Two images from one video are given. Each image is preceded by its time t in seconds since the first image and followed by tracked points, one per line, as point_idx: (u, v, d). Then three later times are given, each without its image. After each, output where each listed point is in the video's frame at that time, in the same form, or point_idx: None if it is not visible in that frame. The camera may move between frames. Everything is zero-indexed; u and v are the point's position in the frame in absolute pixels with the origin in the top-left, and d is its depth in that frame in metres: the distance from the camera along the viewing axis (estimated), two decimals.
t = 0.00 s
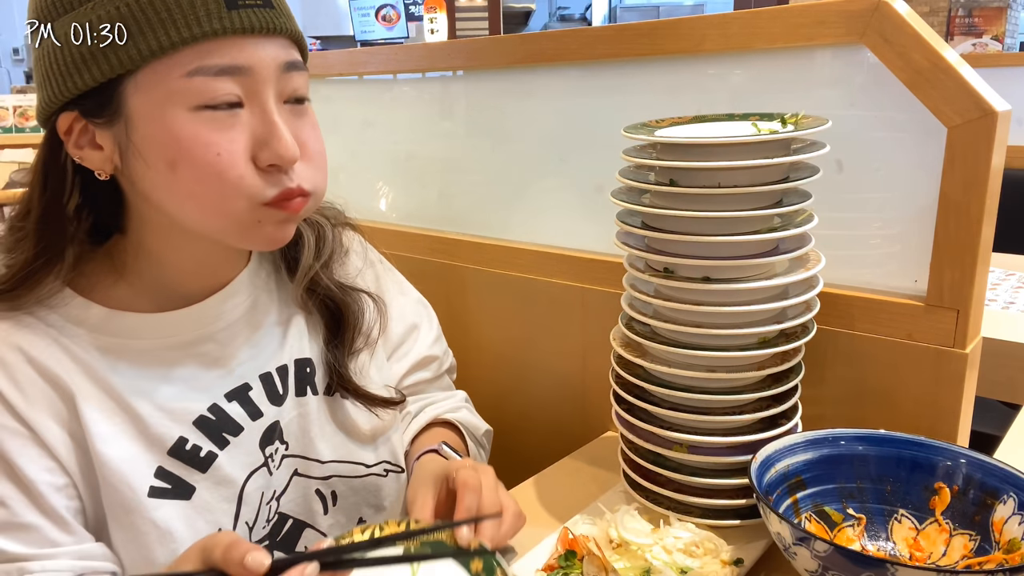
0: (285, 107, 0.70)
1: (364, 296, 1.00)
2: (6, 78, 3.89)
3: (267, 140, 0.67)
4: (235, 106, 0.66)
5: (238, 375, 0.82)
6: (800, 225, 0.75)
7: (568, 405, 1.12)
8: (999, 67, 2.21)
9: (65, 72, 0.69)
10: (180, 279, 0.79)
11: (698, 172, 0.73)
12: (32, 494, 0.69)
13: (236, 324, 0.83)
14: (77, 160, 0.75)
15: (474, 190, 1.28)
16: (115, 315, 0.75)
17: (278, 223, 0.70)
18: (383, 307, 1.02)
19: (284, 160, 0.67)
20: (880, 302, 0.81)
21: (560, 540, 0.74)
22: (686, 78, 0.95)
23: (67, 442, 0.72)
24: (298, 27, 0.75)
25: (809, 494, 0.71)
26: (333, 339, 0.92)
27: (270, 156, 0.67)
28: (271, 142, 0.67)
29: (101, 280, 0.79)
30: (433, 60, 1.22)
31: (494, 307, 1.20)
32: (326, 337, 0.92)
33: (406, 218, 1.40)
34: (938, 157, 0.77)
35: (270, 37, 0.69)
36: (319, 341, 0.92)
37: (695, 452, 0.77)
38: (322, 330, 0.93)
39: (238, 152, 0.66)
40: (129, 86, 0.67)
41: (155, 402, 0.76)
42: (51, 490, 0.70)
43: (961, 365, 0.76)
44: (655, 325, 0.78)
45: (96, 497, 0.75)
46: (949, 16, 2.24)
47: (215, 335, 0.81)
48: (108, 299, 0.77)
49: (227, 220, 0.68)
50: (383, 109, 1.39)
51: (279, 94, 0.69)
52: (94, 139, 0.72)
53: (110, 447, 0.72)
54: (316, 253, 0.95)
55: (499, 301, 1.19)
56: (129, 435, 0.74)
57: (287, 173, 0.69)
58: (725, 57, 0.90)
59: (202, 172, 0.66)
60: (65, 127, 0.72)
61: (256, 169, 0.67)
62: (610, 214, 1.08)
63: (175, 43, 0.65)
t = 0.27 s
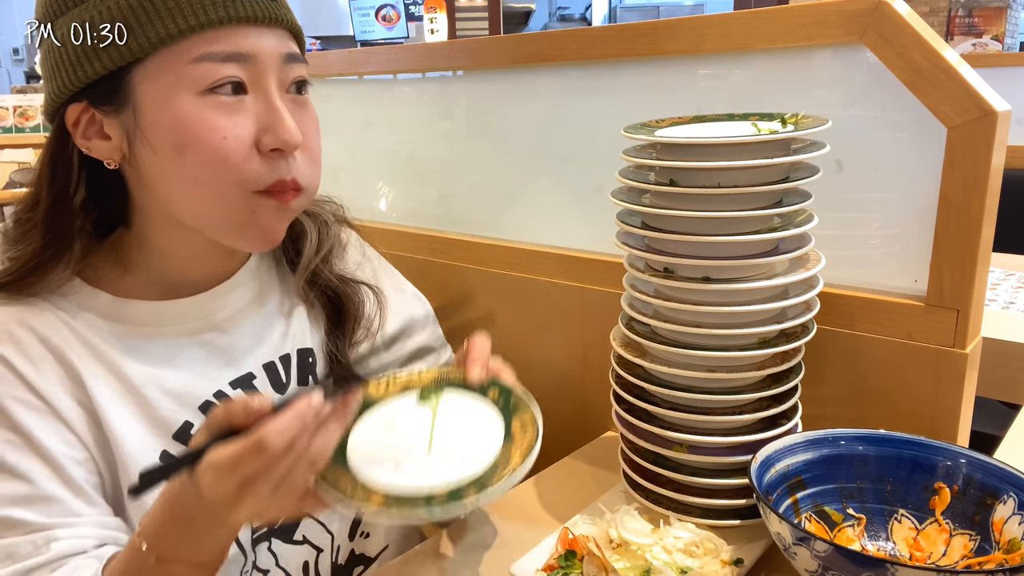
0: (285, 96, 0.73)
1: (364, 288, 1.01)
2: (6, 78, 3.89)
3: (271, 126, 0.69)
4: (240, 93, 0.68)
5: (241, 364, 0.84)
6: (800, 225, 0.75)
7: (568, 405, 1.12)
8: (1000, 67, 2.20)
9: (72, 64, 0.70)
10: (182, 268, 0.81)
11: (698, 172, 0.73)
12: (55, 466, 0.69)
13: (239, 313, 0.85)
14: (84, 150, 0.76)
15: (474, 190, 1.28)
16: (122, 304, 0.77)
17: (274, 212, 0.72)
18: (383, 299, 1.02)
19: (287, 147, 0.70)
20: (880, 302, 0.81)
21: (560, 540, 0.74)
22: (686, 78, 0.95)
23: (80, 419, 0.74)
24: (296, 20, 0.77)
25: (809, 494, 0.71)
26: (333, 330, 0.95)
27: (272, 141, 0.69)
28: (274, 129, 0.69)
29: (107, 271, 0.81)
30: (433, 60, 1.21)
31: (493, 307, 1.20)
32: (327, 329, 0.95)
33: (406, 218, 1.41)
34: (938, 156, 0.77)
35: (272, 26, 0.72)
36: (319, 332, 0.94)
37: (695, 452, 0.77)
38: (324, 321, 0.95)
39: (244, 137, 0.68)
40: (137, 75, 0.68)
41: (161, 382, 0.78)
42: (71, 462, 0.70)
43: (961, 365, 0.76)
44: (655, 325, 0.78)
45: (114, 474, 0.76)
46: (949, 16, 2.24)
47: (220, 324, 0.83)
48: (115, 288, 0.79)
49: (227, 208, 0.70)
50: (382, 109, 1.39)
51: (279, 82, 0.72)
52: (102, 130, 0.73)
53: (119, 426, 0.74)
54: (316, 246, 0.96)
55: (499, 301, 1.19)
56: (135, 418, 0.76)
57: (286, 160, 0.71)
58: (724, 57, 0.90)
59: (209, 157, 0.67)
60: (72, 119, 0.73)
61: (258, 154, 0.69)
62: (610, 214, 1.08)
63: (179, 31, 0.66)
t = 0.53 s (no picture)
0: (271, 89, 0.75)
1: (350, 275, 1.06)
2: (6, 78, 3.90)
3: (257, 117, 0.71)
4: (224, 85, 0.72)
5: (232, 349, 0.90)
6: (801, 225, 0.75)
7: (568, 405, 1.12)
8: (1000, 67, 2.20)
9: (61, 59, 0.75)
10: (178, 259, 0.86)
11: (698, 172, 0.73)
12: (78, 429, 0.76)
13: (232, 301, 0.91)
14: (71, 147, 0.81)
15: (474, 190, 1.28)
16: (120, 292, 0.85)
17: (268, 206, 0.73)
18: (373, 282, 1.09)
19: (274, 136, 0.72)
20: (880, 302, 0.81)
21: (560, 539, 0.74)
22: (686, 77, 0.95)
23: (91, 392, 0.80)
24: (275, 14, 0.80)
25: (809, 494, 0.71)
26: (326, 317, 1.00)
27: (259, 132, 0.71)
28: (260, 120, 0.71)
29: (106, 264, 0.88)
30: (432, 60, 1.22)
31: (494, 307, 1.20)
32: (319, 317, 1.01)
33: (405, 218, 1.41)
34: (938, 156, 0.77)
35: (252, 21, 0.76)
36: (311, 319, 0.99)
37: (695, 452, 0.77)
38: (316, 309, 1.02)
39: (229, 127, 0.71)
40: (122, 68, 0.72)
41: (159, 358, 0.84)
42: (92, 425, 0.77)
43: (961, 365, 0.76)
44: (655, 325, 0.78)
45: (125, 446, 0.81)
46: (949, 16, 2.24)
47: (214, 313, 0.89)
48: (113, 279, 0.87)
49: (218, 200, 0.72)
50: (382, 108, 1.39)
51: (264, 76, 0.75)
52: (89, 127, 0.78)
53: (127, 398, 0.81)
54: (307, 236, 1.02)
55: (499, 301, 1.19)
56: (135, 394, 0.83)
57: (275, 151, 0.73)
58: (724, 57, 0.90)
59: (195, 146, 0.70)
60: (60, 116, 0.79)
61: (246, 146, 0.71)
62: (610, 214, 1.08)
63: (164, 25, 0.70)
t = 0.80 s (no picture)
0: (244, 86, 0.76)
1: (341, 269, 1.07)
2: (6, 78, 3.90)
3: (231, 114, 0.72)
4: (196, 82, 0.72)
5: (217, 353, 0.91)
6: (801, 225, 0.75)
7: (568, 405, 1.12)
8: (1000, 67, 2.20)
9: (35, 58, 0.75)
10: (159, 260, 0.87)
11: (698, 172, 0.73)
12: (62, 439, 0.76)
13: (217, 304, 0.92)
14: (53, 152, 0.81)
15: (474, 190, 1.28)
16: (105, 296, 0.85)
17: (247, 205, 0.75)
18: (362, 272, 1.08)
19: (249, 133, 0.73)
20: (880, 302, 0.81)
21: (560, 539, 0.74)
22: (686, 77, 0.95)
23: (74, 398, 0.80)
24: (253, 8, 0.80)
25: (809, 494, 0.71)
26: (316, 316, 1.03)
27: (234, 128, 0.72)
28: (234, 116, 0.72)
29: (94, 270, 0.90)
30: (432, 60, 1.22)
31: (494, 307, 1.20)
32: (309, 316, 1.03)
33: (405, 218, 1.41)
34: (938, 157, 0.77)
35: (227, 16, 0.75)
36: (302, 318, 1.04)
37: (695, 452, 0.77)
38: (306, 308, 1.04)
39: (202, 125, 0.71)
40: (94, 68, 0.73)
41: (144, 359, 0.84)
42: (75, 434, 0.77)
43: (961, 365, 0.76)
44: (655, 325, 0.78)
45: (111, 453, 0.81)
46: (949, 16, 2.25)
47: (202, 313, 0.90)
48: (98, 284, 0.88)
49: (195, 200, 0.73)
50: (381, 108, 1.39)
51: (238, 70, 0.75)
52: (68, 130, 0.78)
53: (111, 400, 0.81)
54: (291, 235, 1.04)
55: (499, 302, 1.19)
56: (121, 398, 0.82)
57: (251, 147, 0.74)
58: (724, 57, 0.90)
59: (169, 144, 0.71)
60: (37, 120, 0.79)
61: (221, 143, 0.72)
62: (610, 213, 1.08)
63: (135, 19, 0.70)
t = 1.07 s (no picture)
0: (234, 80, 0.76)
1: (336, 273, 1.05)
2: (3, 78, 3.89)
3: (219, 109, 0.72)
4: (182, 77, 0.72)
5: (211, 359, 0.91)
6: (801, 225, 0.75)
7: (567, 406, 1.12)
8: (999, 67, 2.20)
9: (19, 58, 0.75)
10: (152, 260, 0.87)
11: (698, 172, 0.73)
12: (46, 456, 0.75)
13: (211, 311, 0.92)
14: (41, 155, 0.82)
15: (474, 190, 1.28)
16: (95, 303, 0.85)
17: (241, 196, 0.75)
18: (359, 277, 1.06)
19: (239, 127, 0.73)
20: (880, 302, 0.81)
21: (560, 540, 0.74)
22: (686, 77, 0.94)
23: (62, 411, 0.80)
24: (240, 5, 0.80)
25: (809, 494, 0.71)
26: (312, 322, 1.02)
27: (222, 123, 0.72)
28: (222, 111, 0.72)
29: (85, 275, 0.89)
30: (432, 60, 1.22)
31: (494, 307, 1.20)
32: (304, 321, 1.02)
33: (405, 218, 1.41)
34: (938, 157, 0.77)
35: (213, 12, 0.75)
36: (297, 322, 1.02)
37: (695, 452, 0.77)
38: (301, 312, 1.02)
39: (190, 121, 0.71)
40: (79, 66, 0.73)
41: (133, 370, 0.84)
42: (60, 450, 0.77)
43: (961, 364, 0.76)
44: (655, 325, 0.78)
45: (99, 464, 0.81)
46: (949, 16, 2.25)
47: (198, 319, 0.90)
48: (91, 289, 0.87)
49: (185, 195, 0.73)
50: (381, 109, 1.39)
51: (226, 66, 0.75)
52: (55, 132, 0.79)
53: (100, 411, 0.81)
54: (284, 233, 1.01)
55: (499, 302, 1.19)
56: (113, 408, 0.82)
57: (241, 141, 0.74)
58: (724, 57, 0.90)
59: (155, 141, 0.71)
60: (26, 124, 0.80)
61: (210, 138, 0.72)
62: (609, 213, 1.08)
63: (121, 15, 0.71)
